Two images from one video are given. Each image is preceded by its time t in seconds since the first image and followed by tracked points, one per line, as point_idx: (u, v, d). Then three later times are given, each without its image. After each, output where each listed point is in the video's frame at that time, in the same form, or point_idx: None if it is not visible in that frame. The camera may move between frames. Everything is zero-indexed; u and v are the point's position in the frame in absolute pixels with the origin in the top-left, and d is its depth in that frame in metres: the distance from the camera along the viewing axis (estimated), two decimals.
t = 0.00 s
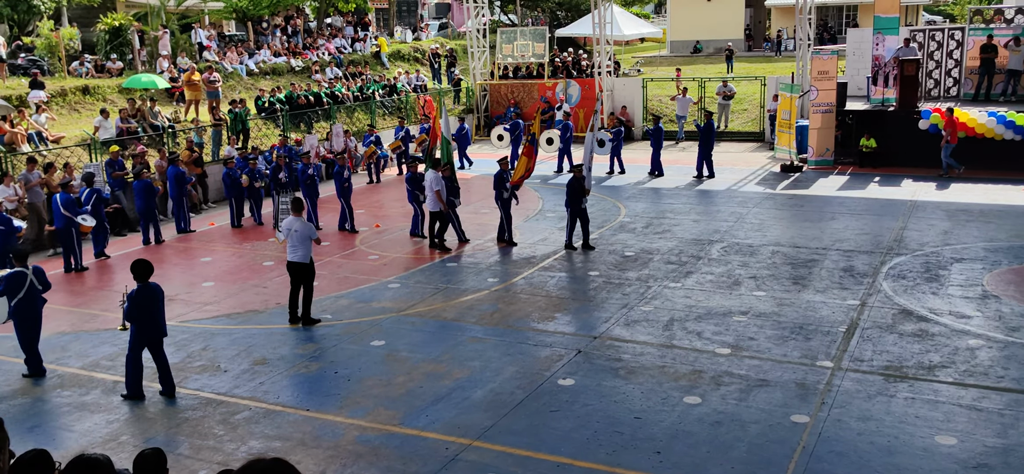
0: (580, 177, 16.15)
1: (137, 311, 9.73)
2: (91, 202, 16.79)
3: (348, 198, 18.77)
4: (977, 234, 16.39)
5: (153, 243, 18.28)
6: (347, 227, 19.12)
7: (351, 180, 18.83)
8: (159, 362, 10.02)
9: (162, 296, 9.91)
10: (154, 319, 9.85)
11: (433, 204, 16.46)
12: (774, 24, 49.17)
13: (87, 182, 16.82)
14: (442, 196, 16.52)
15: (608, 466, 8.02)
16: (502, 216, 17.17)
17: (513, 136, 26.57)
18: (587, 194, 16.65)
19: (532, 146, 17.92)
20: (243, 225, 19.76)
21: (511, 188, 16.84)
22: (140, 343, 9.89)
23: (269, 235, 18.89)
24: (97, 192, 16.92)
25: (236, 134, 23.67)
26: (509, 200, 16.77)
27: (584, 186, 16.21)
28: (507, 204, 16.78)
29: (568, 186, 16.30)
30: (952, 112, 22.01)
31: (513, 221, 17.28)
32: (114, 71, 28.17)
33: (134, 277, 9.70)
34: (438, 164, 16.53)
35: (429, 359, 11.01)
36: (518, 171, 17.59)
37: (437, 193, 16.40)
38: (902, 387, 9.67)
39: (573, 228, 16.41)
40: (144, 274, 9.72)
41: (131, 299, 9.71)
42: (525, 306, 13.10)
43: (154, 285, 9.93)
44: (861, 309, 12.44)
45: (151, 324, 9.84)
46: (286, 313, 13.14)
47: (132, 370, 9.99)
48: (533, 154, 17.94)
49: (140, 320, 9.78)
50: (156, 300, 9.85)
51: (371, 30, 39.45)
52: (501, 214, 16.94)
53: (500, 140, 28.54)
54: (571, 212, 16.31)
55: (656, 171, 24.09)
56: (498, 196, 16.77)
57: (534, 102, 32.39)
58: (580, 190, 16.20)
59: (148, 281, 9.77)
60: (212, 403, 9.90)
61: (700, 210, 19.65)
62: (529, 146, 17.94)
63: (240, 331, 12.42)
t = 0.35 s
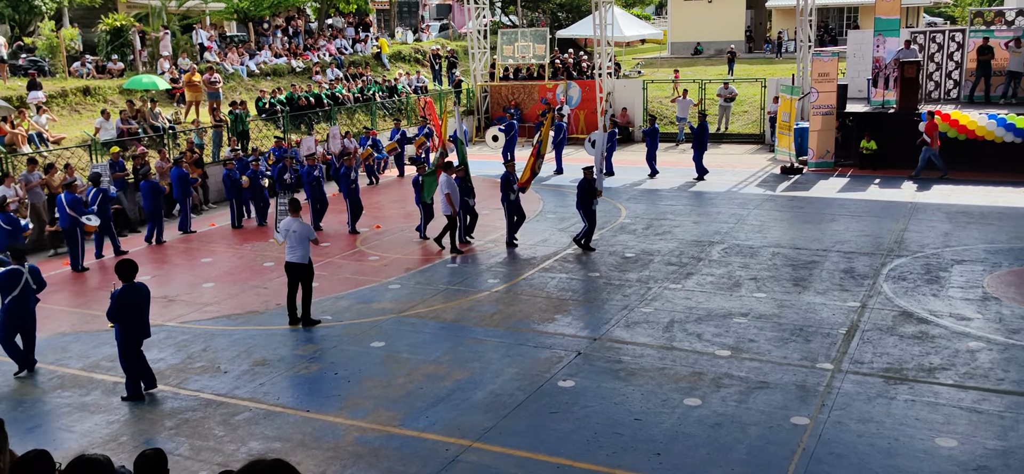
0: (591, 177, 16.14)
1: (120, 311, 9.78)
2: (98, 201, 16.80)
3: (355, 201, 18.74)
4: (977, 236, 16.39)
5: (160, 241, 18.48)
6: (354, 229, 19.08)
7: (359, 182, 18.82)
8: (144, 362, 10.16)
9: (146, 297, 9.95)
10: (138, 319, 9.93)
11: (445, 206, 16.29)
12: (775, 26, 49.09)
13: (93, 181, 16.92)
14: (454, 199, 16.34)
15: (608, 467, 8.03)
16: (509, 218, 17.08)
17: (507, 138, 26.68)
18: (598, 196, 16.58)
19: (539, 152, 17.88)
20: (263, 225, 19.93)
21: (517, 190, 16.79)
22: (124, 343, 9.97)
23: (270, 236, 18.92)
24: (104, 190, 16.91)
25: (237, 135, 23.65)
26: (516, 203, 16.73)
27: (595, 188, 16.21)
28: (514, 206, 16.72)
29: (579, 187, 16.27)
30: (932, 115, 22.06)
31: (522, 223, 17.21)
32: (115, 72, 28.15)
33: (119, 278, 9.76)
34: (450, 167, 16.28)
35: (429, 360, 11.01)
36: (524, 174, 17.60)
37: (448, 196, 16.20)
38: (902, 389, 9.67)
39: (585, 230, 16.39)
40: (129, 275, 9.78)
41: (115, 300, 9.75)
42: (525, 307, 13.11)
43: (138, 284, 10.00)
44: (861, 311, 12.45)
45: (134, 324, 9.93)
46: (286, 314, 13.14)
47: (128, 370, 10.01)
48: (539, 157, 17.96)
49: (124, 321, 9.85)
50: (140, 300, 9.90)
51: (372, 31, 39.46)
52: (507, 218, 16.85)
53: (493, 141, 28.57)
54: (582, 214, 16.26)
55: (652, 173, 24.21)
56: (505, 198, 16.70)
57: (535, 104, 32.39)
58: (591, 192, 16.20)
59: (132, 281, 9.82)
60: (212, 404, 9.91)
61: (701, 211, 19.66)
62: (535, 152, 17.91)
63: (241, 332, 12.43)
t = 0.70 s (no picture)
0: (601, 180, 16.00)
1: (114, 312, 9.70)
2: (106, 201, 16.94)
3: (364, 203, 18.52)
4: (978, 238, 16.39)
5: (163, 241, 18.47)
6: (358, 231, 19.03)
7: (367, 183, 18.56)
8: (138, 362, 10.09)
9: (140, 298, 9.85)
10: (131, 320, 9.83)
11: (461, 209, 16.23)
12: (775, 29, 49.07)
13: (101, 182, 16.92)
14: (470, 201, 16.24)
15: (608, 469, 8.02)
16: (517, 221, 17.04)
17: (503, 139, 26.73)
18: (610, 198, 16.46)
19: (544, 154, 17.56)
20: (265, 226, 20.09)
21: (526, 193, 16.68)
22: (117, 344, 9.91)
23: (268, 238, 18.92)
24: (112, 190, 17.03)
25: (237, 137, 23.67)
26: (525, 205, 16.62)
27: (605, 191, 16.06)
28: (524, 208, 16.61)
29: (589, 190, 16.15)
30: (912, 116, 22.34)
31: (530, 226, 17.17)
32: (116, 74, 28.16)
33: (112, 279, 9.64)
34: (466, 170, 16.28)
35: (429, 362, 11.01)
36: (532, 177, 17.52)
37: (463, 199, 16.14)
38: (902, 391, 9.67)
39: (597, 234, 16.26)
40: (123, 275, 9.66)
41: (109, 301, 9.67)
42: (526, 309, 13.12)
43: (132, 284, 9.87)
44: (862, 313, 12.45)
45: (127, 326, 9.83)
46: (287, 315, 13.15)
47: (125, 371, 9.99)
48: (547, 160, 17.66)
49: (117, 322, 9.77)
50: (134, 302, 9.78)
51: (373, 33, 39.46)
52: (516, 221, 16.81)
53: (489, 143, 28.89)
54: (593, 219, 16.15)
55: (644, 174, 24.37)
56: (515, 200, 16.62)
57: (535, 106, 32.42)
58: (601, 194, 16.06)
59: (125, 282, 9.67)
60: (213, 406, 9.92)
61: (701, 214, 19.63)
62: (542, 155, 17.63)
63: (241, 333, 12.43)
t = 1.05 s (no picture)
0: (610, 182, 16.02)
1: (108, 310, 9.81)
2: (111, 200, 17.36)
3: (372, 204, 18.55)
4: (979, 240, 16.38)
5: (166, 242, 18.57)
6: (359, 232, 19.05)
7: (375, 185, 18.78)
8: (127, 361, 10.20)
9: (132, 296, 10.00)
10: (124, 318, 9.98)
11: (480, 210, 15.99)
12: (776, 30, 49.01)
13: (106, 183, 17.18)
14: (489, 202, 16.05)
15: (608, 471, 8.01)
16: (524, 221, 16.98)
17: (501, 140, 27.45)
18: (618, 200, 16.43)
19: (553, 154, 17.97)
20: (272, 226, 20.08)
21: (534, 193, 16.61)
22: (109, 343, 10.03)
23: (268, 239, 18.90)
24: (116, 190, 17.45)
25: (238, 137, 23.70)
26: (531, 205, 16.55)
27: (613, 191, 16.05)
28: (531, 209, 16.55)
29: (597, 192, 16.16)
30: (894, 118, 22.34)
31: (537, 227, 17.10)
32: (117, 75, 28.17)
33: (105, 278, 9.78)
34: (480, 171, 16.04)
35: (430, 363, 11.00)
36: (540, 175, 17.59)
37: (483, 199, 15.95)
38: (904, 393, 9.66)
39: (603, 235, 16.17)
40: (115, 274, 9.81)
41: (102, 300, 9.79)
42: (526, 310, 13.11)
43: (123, 283, 10.02)
44: (862, 315, 12.44)
45: (119, 324, 9.97)
46: (287, 317, 13.15)
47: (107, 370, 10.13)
48: (554, 160, 18.01)
49: (110, 321, 9.88)
50: (126, 300, 9.93)
51: (373, 34, 39.46)
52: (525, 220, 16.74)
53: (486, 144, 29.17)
54: (601, 220, 16.05)
55: (642, 175, 24.36)
56: (522, 201, 16.52)
57: (535, 107, 32.41)
58: (610, 195, 16.03)
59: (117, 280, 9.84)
60: (214, 407, 9.92)
61: (702, 215, 19.60)
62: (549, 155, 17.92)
63: (242, 334, 12.43)
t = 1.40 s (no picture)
0: (620, 184, 16.02)
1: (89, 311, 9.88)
2: (115, 200, 17.54)
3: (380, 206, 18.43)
4: (979, 241, 16.38)
5: (169, 242, 18.67)
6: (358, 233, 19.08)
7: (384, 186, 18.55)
8: (112, 362, 10.26)
9: (116, 298, 10.05)
10: (108, 320, 10.04)
11: (494, 214, 15.68)
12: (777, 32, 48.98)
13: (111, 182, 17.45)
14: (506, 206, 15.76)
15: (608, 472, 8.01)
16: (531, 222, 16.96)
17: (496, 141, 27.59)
18: (629, 202, 16.39)
19: (559, 156, 17.73)
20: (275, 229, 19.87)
21: (540, 195, 16.58)
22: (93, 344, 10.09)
23: (269, 240, 18.90)
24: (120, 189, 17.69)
25: (239, 138, 23.77)
26: (537, 206, 16.52)
27: (624, 195, 16.03)
28: (537, 211, 16.53)
29: (607, 193, 16.09)
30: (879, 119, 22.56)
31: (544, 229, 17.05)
32: (117, 76, 28.18)
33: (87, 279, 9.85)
34: (493, 175, 15.76)
35: (430, 364, 11.00)
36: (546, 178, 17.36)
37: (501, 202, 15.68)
38: (904, 394, 9.67)
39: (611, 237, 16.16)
40: (97, 275, 9.86)
41: (84, 301, 9.86)
42: (527, 311, 13.11)
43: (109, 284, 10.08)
44: (863, 316, 12.44)
45: (102, 325, 10.03)
46: (288, 318, 13.15)
47: (95, 370, 10.17)
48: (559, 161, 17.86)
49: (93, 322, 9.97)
50: (110, 302, 9.98)
51: (374, 35, 39.49)
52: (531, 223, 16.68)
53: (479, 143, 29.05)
54: (610, 221, 16.03)
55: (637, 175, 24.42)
56: (528, 202, 16.50)
57: (536, 108, 32.60)
58: (620, 198, 15.99)
59: (100, 281, 9.90)
60: (214, 408, 9.92)
61: (701, 216, 19.59)
62: (556, 156, 17.67)
63: (242, 335, 12.43)
